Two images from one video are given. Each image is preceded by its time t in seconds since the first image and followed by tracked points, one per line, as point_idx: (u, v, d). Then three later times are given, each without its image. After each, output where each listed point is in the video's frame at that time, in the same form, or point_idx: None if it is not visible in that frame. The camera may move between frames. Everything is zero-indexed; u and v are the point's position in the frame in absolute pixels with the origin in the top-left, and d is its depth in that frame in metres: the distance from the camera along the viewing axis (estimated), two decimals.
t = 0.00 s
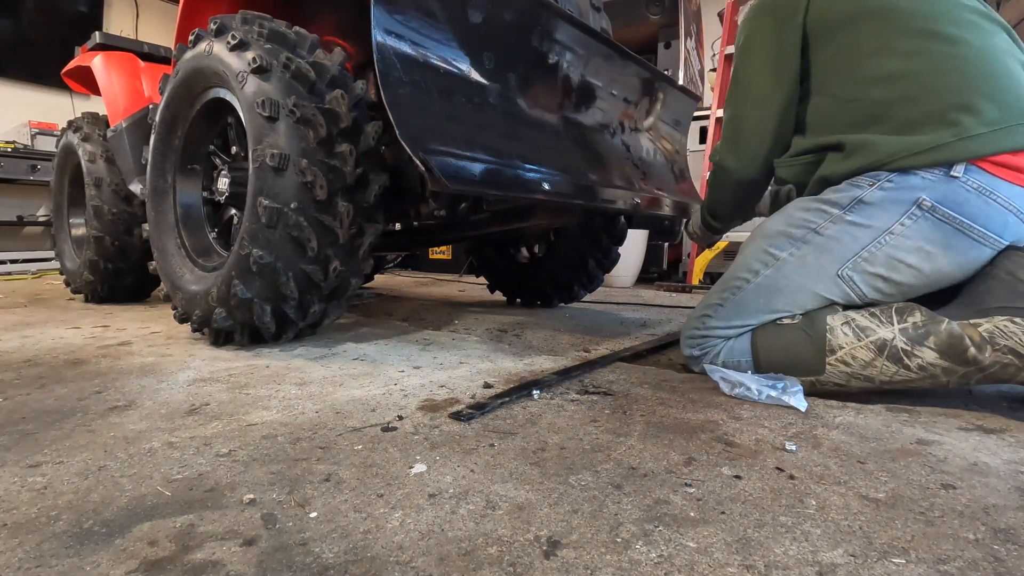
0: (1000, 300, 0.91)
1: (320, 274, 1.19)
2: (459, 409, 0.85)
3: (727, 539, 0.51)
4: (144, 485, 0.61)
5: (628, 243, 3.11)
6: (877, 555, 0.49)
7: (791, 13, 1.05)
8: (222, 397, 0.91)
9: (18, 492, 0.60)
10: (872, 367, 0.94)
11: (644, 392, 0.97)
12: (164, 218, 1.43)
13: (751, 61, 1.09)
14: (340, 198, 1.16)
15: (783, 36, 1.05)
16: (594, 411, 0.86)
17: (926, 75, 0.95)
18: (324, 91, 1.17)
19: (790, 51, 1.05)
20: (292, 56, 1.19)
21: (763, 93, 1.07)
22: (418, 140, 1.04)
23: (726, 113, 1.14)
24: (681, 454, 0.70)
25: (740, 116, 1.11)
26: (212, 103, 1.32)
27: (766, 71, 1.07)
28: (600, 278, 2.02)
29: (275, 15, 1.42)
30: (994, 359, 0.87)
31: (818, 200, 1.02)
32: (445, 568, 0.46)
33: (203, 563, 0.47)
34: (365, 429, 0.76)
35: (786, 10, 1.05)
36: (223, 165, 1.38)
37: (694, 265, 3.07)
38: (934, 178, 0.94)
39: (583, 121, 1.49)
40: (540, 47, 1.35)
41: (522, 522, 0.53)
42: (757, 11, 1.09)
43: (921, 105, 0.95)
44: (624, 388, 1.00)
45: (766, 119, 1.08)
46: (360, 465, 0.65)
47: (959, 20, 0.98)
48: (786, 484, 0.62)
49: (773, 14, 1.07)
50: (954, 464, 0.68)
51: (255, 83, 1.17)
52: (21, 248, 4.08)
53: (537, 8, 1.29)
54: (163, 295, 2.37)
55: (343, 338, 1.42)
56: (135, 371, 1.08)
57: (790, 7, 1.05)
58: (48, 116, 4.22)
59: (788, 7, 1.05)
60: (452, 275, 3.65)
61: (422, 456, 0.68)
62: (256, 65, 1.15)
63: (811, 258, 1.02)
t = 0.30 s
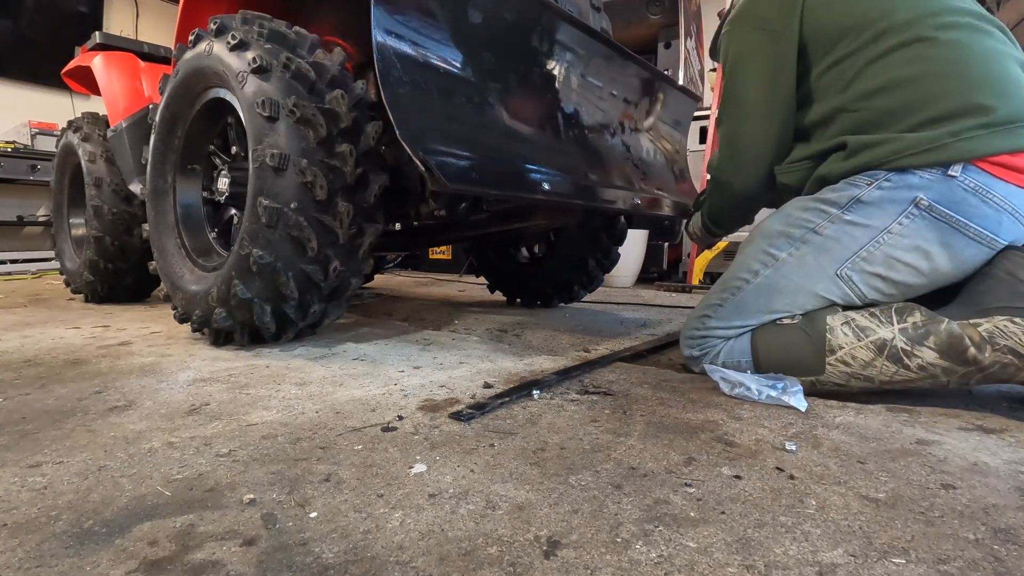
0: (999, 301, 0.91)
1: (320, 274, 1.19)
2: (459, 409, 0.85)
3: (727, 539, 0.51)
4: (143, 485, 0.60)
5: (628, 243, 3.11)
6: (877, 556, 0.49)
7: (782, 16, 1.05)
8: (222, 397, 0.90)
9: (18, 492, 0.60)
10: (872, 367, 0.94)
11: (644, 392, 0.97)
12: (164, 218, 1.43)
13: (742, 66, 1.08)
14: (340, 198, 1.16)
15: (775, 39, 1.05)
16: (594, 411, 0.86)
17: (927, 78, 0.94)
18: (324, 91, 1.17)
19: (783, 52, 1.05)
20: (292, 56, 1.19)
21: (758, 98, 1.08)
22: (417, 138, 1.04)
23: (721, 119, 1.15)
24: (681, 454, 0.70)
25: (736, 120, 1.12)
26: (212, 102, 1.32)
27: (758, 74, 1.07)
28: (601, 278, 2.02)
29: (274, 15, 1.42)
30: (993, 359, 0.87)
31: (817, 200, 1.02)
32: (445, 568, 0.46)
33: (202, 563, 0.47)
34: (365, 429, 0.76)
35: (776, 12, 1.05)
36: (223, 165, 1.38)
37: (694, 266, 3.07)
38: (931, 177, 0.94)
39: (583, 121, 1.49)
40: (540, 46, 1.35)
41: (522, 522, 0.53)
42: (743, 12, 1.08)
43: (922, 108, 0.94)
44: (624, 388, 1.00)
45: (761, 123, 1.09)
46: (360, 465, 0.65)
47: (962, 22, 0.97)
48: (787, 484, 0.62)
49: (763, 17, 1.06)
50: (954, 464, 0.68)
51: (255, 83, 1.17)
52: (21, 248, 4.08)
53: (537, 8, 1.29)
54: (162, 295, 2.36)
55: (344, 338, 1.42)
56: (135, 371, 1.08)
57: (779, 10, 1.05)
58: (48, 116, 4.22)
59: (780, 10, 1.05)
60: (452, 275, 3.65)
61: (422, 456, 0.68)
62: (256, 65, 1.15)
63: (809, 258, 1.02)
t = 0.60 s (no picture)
0: (998, 301, 0.91)
1: (320, 274, 1.19)
2: (459, 409, 0.85)
3: (727, 539, 0.51)
4: (144, 486, 0.60)
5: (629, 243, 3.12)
6: (877, 555, 0.49)
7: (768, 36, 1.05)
8: (222, 397, 0.90)
9: (18, 492, 0.60)
10: (872, 366, 0.94)
11: (644, 392, 0.97)
12: (164, 218, 1.43)
13: (726, 86, 1.08)
14: (340, 198, 1.16)
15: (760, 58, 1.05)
16: (594, 411, 0.86)
17: (924, 82, 0.94)
18: (324, 91, 1.17)
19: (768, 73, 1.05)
20: (292, 56, 1.19)
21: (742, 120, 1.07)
22: (416, 136, 1.05)
23: (704, 139, 1.14)
24: (681, 454, 0.70)
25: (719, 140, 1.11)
26: (212, 103, 1.32)
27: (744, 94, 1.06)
28: (601, 278, 2.01)
29: (274, 15, 1.42)
30: (993, 358, 0.87)
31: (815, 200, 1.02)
32: (445, 568, 0.46)
33: (202, 563, 0.47)
34: (365, 429, 0.76)
35: (762, 32, 1.06)
36: (222, 164, 1.37)
37: (694, 266, 3.08)
38: (930, 177, 0.94)
39: (583, 121, 1.49)
40: (540, 46, 1.35)
41: (522, 522, 0.53)
42: (728, 31, 1.08)
43: (920, 113, 0.95)
44: (624, 388, 1.00)
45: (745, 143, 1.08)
46: (360, 465, 0.65)
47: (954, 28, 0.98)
48: (787, 484, 0.62)
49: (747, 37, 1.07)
50: (953, 464, 0.68)
51: (255, 83, 1.17)
52: (21, 248, 4.08)
53: (537, 8, 1.29)
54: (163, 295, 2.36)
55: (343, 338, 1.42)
56: (135, 371, 1.08)
57: (765, 30, 1.06)
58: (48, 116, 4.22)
59: (767, 28, 1.05)
60: (452, 275, 3.65)
61: (422, 456, 0.68)
62: (256, 65, 1.15)
63: (808, 258, 1.02)
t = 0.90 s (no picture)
0: (998, 300, 0.91)
1: (320, 274, 1.19)
2: (459, 409, 0.85)
3: (727, 539, 0.51)
4: (143, 486, 0.60)
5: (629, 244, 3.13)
6: (877, 555, 0.49)
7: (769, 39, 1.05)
8: (222, 397, 0.90)
9: (18, 492, 0.60)
10: (872, 366, 0.94)
11: (644, 392, 0.97)
12: (164, 218, 1.43)
13: (728, 88, 1.08)
14: (340, 198, 1.16)
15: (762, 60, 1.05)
16: (594, 411, 0.86)
17: (925, 84, 0.94)
18: (324, 91, 1.17)
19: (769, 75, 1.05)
20: (292, 56, 1.19)
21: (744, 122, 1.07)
22: (417, 136, 1.05)
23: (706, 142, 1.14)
24: (681, 454, 0.70)
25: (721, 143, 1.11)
26: (212, 103, 1.32)
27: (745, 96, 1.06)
28: (601, 278, 2.02)
29: (274, 15, 1.42)
30: (993, 358, 0.87)
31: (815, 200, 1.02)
32: (445, 569, 0.46)
33: (202, 563, 0.47)
34: (365, 429, 0.76)
35: (763, 34, 1.06)
36: (222, 164, 1.37)
37: (694, 266, 3.12)
38: (930, 178, 0.94)
39: (583, 121, 1.49)
40: (540, 46, 1.34)
41: (522, 522, 0.53)
42: (729, 33, 1.08)
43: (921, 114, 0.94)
44: (624, 388, 1.00)
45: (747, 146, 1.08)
46: (360, 465, 0.65)
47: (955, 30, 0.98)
48: (787, 484, 0.62)
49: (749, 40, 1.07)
50: (954, 464, 0.68)
51: (255, 83, 1.17)
52: (21, 248, 4.08)
53: (537, 7, 1.29)
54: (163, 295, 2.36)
55: (344, 338, 1.42)
56: (135, 371, 1.08)
57: (766, 31, 1.06)
58: (48, 116, 4.22)
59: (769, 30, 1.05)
60: (452, 275, 3.65)
61: (422, 456, 0.68)
62: (256, 65, 1.15)
63: (809, 258, 1.02)
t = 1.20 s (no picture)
0: (998, 300, 0.91)
1: (320, 274, 1.19)
2: (459, 409, 0.85)
3: (727, 539, 0.51)
4: (143, 486, 0.60)
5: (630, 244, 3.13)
6: (877, 556, 0.49)
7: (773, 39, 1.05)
8: (222, 397, 0.90)
9: (18, 492, 0.60)
10: (872, 366, 0.94)
11: (644, 392, 0.97)
12: (164, 218, 1.43)
13: (734, 87, 1.08)
14: (340, 198, 1.16)
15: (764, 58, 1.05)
16: (594, 411, 0.86)
17: (926, 83, 0.94)
18: (324, 91, 1.17)
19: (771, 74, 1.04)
20: (292, 56, 1.19)
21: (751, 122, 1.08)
22: (416, 136, 1.05)
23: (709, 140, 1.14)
24: (681, 454, 0.70)
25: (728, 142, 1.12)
26: (212, 103, 1.32)
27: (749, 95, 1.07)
28: (601, 278, 2.02)
29: (274, 15, 1.42)
30: (993, 359, 0.88)
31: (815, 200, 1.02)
32: (445, 568, 0.46)
33: (202, 563, 0.47)
34: (365, 429, 0.76)
35: (766, 33, 1.06)
36: (222, 164, 1.37)
37: (694, 266, 3.11)
38: (930, 178, 0.94)
39: (583, 121, 1.49)
40: (540, 46, 1.34)
41: (522, 522, 0.53)
42: (731, 31, 1.08)
43: (922, 114, 0.94)
44: (624, 388, 1.00)
45: (752, 143, 1.08)
46: (360, 465, 0.65)
47: (961, 30, 0.98)
48: (787, 484, 0.62)
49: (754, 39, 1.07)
50: (954, 464, 0.68)
51: (255, 83, 1.17)
52: (21, 248, 4.08)
53: (537, 7, 1.28)
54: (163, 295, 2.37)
55: (344, 337, 1.42)
56: (135, 371, 1.08)
57: (768, 29, 1.06)
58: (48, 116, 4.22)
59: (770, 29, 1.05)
60: (452, 275, 3.65)
61: (422, 456, 0.68)
62: (256, 65, 1.15)
63: (809, 258, 1.02)
